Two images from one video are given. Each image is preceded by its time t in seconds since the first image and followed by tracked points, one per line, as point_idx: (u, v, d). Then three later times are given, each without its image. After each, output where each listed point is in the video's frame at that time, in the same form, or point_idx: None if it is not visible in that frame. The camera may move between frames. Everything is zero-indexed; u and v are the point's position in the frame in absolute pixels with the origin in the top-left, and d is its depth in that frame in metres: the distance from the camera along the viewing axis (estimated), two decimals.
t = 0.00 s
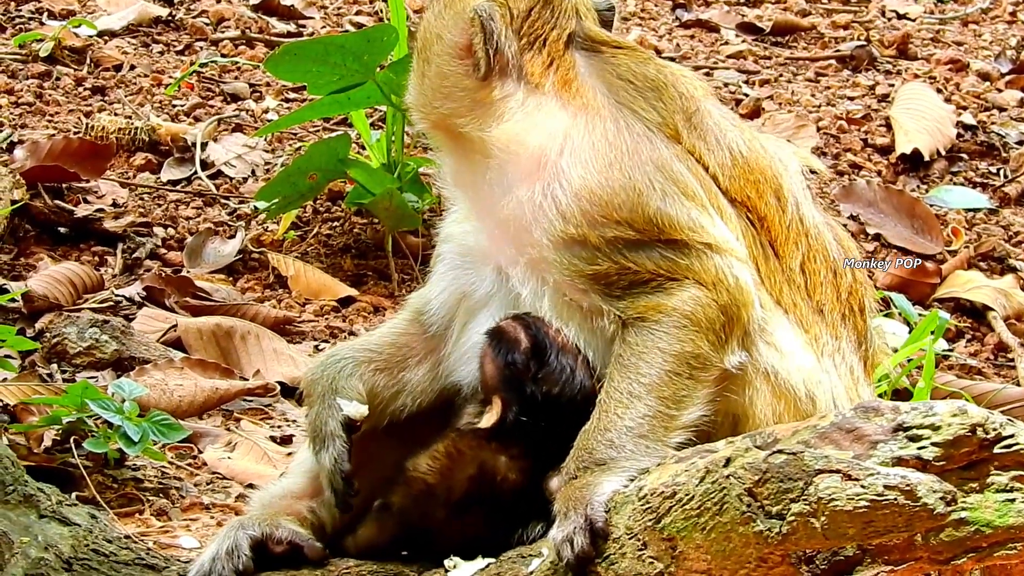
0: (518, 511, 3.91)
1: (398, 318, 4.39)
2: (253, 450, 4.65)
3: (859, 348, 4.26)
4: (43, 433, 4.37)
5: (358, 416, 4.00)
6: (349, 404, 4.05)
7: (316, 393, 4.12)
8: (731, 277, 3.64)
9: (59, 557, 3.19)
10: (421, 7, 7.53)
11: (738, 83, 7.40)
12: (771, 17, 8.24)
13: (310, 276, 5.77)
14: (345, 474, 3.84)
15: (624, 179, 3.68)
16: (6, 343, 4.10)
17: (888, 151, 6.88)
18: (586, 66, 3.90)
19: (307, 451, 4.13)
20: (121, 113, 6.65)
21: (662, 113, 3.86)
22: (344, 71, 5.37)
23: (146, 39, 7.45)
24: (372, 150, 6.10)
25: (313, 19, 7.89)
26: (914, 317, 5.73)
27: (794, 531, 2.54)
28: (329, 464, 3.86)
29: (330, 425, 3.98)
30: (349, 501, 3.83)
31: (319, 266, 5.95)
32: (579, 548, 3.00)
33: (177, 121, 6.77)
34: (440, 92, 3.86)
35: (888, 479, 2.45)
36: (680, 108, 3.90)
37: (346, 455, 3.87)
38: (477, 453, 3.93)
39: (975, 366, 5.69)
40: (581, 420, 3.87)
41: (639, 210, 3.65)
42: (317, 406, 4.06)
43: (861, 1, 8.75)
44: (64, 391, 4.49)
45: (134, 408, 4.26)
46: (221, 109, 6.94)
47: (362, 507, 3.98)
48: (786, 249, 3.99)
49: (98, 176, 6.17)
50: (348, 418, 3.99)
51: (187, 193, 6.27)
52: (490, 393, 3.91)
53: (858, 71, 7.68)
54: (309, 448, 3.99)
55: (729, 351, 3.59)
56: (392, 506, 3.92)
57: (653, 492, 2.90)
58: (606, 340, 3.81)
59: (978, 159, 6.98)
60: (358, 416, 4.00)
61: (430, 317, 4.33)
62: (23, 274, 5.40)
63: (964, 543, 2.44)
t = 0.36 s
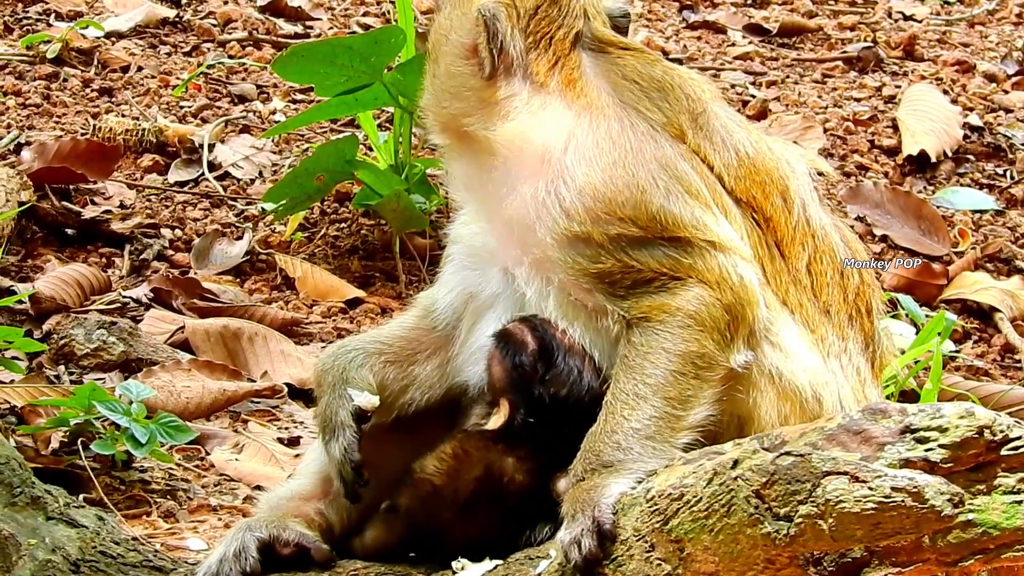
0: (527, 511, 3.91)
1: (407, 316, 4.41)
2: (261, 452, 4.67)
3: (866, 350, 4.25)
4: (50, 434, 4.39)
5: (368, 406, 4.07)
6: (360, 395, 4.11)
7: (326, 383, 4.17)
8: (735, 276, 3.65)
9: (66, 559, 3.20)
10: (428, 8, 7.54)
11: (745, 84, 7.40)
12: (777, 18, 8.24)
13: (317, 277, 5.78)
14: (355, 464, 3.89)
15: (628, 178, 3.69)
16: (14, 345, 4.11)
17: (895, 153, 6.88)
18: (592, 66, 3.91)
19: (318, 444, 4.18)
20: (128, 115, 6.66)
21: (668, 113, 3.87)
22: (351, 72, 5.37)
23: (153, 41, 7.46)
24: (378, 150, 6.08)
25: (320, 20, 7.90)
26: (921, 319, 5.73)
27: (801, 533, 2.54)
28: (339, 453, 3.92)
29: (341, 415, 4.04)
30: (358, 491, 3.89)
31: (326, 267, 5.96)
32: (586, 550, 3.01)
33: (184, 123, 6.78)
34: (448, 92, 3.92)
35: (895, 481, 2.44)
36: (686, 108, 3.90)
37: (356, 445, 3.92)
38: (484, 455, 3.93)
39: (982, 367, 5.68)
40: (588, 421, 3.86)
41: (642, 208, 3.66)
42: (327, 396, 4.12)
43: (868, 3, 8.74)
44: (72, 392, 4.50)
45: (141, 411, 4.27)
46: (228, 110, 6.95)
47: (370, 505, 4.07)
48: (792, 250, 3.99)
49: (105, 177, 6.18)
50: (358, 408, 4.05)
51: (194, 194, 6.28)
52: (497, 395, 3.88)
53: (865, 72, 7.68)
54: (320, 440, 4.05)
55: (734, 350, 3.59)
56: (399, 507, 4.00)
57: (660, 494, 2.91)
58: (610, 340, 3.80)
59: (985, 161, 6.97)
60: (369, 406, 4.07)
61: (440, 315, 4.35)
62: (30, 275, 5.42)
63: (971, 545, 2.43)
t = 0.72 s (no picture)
0: (526, 519, 3.91)
1: (409, 324, 4.40)
2: (262, 457, 4.66)
3: (864, 359, 4.26)
4: (52, 440, 4.41)
5: (377, 419, 4.05)
6: (367, 407, 4.09)
7: (332, 395, 4.13)
8: (736, 283, 3.65)
9: (67, 565, 3.21)
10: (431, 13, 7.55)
11: (747, 90, 7.41)
12: (779, 24, 8.25)
13: (319, 282, 5.80)
14: (365, 477, 3.90)
15: (632, 187, 3.69)
16: (15, 350, 4.13)
17: (897, 158, 6.88)
18: (595, 72, 3.92)
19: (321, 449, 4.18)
20: (130, 120, 6.67)
21: (671, 120, 3.87)
22: (353, 77, 5.39)
23: (155, 46, 7.47)
24: (381, 156, 6.12)
25: (323, 25, 7.91)
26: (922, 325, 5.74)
27: (802, 538, 2.54)
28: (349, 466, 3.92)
29: (349, 428, 4.03)
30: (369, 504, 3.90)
31: (328, 272, 5.97)
32: (587, 556, 3.02)
33: (186, 128, 6.79)
34: (446, 105, 3.77)
35: (896, 487, 2.44)
36: (688, 115, 3.90)
37: (366, 458, 3.93)
38: (488, 460, 3.95)
39: (983, 373, 5.68)
40: (591, 428, 3.91)
41: (646, 217, 3.66)
42: (333, 408, 4.09)
43: (870, 8, 8.74)
44: (73, 397, 4.50)
45: (143, 416, 4.28)
46: (230, 115, 6.96)
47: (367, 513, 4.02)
48: (793, 259, 4.00)
49: (107, 182, 6.19)
50: (367, 420, 4.04)
51: (196, 199, 6.29)
52: (500, 402, 3.92)
53: (867, 78, 7.68)
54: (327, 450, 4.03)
55: (734, 357, 3.60)
56: (401, 512, 3.96)
57: (661, 500, 2.91)
58: (612, 348, 3.82)
59: (987, 166, 6.98)
60: (377, 419, 4.06)
61: (442, 325, 4.34)
62: (32, 280, 5.42)
63: (972, 551, 2.44)
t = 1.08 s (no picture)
0: (521, 524, 3.90)
1: (407, 331, 4.40)
2: (260, 462, 4.67)
3: (864, 364, 4.26)
4: (49, 444, 4.41)
5: (378, 433, 4.05)
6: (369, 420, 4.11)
7: (333, 403, 4.17)
8: (735, 290, 3.66)
9: (64, 569, 3.21)
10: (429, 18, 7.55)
11: (745, 95, 7.42)
12: (777, 29, 8.25)
13: (317, 287, 5.79)
14: (364, 491, 3.98)
15: (632, 195, 3.69)
16: (12, 355, 4.12)
17: (895, 163, 6.89)
18: (595, 79, 3.92)
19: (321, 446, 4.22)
20: (128, 124, 6.67)
21: (670, 126, 3.87)
22: (351, 82, 5.37)
23: (153, 50, 7.47)
24: (378, 161, 6.09)
25: (321, 30, 7.91)
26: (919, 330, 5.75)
27: (799, 543, 2.55)
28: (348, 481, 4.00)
29: (349, 440, 4.08)
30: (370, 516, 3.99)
31: (325, 277, 5.96)
32: (586, 560, 3.04)
33: (184, 132, 6.78)
34: (446, 112, 3.77)
35: (893, 492, 2.46)
36: (688, 122, 3.91)
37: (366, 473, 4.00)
38: (484, 466, 3.95)
39: (981, 378, 5.68)
40: (589, 432, 3.90)
41: (647, 226, 3.67)
42: (334, 419, 4.13)
43: (868, 13, 8.75)
44: (70, 402, 4.50)
45: (140, 420, 4.27)
46: (228, 120, 6.95)
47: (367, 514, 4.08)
48: (792, 265, 4.01)
49: (105, 187, 6.19)
50: (368, 433, 4.07)
51: (193, 204, 6.29)
52: (497, 406, 3.91)
53: (865, 83, 7.70)
54: (328, 460, 4.10)
55: (733, 363, 3.60)
56: (398, 517, 3.95)
57: (659, 505, 2.92)
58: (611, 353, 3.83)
59: (984, 171, 6.98)
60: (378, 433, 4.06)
61: (440, 332, 4.34)
62: (29, 285, 5.42)
63: (969, 556, 2.43)
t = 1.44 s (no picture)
0: (519, 528, 3.92)
1: (403, 339, 4.40)
2: (255, 466, 4.66)
3: (859, 369, 4.27)
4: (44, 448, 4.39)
5: (377, 448, 4.16)
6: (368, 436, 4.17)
7: (332, 416, 4.18)
8: (731, 295, 3.66)
9: (60, 572, 3.21)
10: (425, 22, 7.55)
11: (740, 100, 7.42)
12: (772, 33, 8.26)
13: (312, 291, 5.77)
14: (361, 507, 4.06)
15: (629, 201, 3.69)
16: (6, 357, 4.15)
17: (890, 168, 6.90)
18: (591, 84, 3.92)
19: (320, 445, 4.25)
20: (123, 128, 6.67)
21: (666, 132, 3.88)
22: (348, 86, 5.38)
23: (149, 54, 7.47)
24: (374, 165, 6.12)
25: (316, 34, 7.91)
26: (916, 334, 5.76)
27: (794, 548, 2.55)
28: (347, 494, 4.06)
29: (348, 454, 4.11)
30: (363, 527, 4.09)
31: (321, 281, 5.96)
32: (581, 565, 3.12)
33: (179, 136, 6.78)
34: (443, 118, 3.76)
35: (888, 497, 2.45)
36: (684, 128, 3.92)
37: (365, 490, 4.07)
38: (480, 470, 3.92)
39: (976, 383, 5.68)
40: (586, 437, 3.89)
41: (643, 231, 3.66)
42: (334, 431, 4.15)
43: (863, 18, 8.76)
44: (65, 406, 4.49)
45: (135, 424, 4.26)
46: (223, 124, 6.95)
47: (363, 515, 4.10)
48: (788, 270, 4.01)
49: (100, 191, 6.19)
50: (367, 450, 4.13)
51: (189, 208, 6.28)
52: (493, 411, 3.89)
53: (860, 88, 7.71)
54: (324, 469, 4.12)
55: (727, 368, 3.60)
56: (394, 521, 3.99)
57: (654, 509, 2.94)
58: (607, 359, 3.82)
59: (979, 176, 6.99)
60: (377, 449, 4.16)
61: (436, 340, 4.34)
62: (25, 288, 5.41)
63: (964, 560, 2.42)
